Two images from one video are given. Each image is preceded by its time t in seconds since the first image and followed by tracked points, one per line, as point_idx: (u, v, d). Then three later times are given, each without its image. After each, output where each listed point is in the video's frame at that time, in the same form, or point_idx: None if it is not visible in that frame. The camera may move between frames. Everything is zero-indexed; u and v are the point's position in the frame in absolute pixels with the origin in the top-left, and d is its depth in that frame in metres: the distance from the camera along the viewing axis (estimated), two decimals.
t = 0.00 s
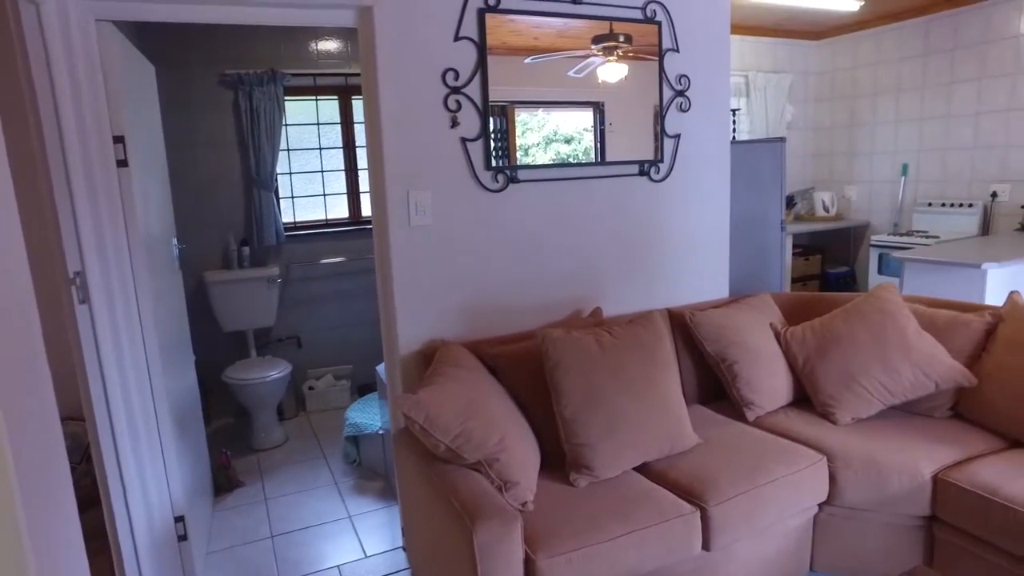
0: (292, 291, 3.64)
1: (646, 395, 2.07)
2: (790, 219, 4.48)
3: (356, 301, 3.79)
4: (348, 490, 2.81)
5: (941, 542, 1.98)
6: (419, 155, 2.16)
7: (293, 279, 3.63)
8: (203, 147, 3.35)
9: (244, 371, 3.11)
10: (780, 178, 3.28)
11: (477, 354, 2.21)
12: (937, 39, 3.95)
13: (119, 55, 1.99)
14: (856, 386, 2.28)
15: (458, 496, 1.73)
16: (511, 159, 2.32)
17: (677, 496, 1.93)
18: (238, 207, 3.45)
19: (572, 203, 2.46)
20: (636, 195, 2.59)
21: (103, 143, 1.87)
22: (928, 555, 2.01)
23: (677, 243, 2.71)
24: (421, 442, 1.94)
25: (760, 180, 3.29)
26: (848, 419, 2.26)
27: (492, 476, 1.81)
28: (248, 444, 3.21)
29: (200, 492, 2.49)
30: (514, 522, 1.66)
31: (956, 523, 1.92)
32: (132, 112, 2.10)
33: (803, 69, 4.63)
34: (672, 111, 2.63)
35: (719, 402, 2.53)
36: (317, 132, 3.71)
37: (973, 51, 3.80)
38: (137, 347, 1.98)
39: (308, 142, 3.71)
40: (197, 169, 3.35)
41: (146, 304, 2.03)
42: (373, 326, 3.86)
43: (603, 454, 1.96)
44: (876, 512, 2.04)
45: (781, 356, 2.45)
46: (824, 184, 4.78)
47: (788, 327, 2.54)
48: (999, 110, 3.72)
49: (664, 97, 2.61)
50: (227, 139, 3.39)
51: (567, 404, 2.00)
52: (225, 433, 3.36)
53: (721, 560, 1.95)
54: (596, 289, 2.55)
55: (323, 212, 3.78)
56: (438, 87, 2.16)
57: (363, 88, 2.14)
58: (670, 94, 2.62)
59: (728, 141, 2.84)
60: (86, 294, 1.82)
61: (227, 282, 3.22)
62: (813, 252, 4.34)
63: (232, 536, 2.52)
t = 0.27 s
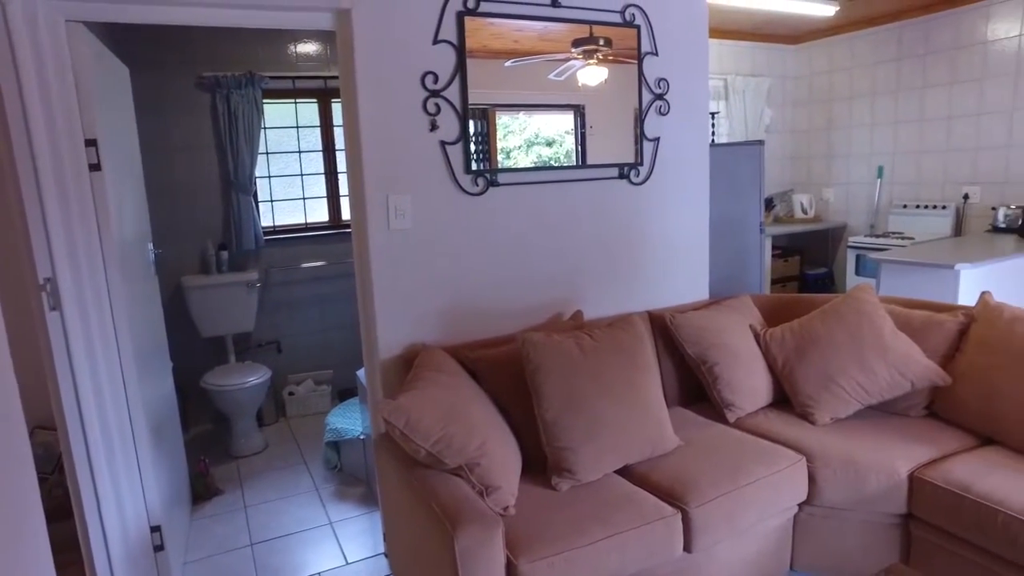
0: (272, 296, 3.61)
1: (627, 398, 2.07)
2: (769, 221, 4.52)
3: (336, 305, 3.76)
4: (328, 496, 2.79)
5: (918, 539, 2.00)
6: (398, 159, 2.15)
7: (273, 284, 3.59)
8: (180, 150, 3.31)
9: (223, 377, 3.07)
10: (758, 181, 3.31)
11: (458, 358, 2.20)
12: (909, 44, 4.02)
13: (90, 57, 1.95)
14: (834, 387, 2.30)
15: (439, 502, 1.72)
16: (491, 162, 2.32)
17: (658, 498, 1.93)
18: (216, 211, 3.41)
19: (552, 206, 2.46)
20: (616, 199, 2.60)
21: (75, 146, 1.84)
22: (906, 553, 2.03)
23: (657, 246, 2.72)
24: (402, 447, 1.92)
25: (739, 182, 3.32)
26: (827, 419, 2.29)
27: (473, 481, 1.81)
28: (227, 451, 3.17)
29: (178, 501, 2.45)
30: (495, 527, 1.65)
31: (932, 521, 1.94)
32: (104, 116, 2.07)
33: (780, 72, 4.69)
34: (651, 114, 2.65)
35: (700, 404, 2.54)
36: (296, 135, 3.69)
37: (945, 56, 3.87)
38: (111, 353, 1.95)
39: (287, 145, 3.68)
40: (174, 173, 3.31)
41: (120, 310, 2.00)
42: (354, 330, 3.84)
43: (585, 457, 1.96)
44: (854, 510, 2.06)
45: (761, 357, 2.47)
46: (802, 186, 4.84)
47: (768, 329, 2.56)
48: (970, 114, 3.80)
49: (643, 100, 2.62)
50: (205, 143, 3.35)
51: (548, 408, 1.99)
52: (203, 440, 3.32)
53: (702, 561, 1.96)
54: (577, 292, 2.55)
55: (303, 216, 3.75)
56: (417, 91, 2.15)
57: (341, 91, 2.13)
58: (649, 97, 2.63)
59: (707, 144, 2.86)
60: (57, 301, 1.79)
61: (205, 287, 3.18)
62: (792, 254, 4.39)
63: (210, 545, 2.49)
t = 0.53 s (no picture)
0: (250, 300, 3.57)
1: (607, 401, 2.07)
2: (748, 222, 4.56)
3: (317, 309, 3.73)
4: (309, 503, 2.76)
5: (894, 537, 2.02)
6: (376, 162, 2.13)
7: (252, 288, 3.55)
8: (156, 153, 3.26)
9: (201, 383, 3.03)
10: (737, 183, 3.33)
11: (438, 362, 2.19)
12: (884, 49, 4.08)
13: (60, 59, 1.92)
14: (812, 387, 2.32)
15: (419, 508, 1.71)
16: (471, 165, 2.31)
17: (640, 500, 1.94)
18: (193, 215, 3.37)
19: (533, 209, 2.46)
20: (596, 201, 2.61)
21: (43, 150, 1.81)
22: (884, 551, 2.05)
23: (637, 248, 2.73)
24: (381, 454, 1.91)
25: (718, 185, 3.34)
26: (805, 419, 2.30)
27: (454, 486, 1.79)
28: (205, 458, 3.13)
29: (154, 510, 2.41)
30: (476, 532, 1.64)
31: (908, 519, 1.97)
32: (75, 119, 2.03)
33: (758, 75, 4.73)
34: (630, 117, 2.66)
35: (681, 406, 2.55)
36: (275, 138, 3.65)
37: (917, 60, 3.93)
38: (82, 359, 1.91)
39: (266, 148, 3.64)
40: (149, 176, 3.26)
41: (92, 316, 1.96)
42: (334, 334, 3.81)
43: (566, 460, 1.96)
44: (832, 509, 2.08)
45: (740, 358, 2.49)
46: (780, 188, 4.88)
47: (747, 330, 2.58)
48: (942, 117, 3.86)
49: (622, 103, 2.63)
50: (181, 146, 3.30)
51: (528, 412, 1.99)
52: (180, 447, 3.27)
53: (683, 563, 1.96)
54: (557, 295, 2.55)
55: (282, 219, 3.72)
56: (395, 93, 2.14)
57: (318, 94, 2.11)
58: (628, 100, 2.64)
59: (686, 147, 2.88)
60: (25, 307, 1.73)
61: (182, 292, 3.14)
62: (771, 255, 4.43)
63: (188, 554, 2.45)
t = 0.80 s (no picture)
0: (230, 304, 3.53)
1: (588, 404, 2.07)
2: (729, 224, 4.59)
3: (297, 313, 3.70)
4: (289, 509, 2.73)
5: (873, 536, 2.04)
6: (355, 165, 2.11)
7: (231, 292, 3.52)
8: (132, 156, 3.22)
9: (179, 389, 2.99)
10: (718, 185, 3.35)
11: (418, 366, 2.17)
12: (860, 52, 4.13)
13: (30, 61, 1.88)
14: (792, 387, 2.34)
15: (399, 514, 1.69)
16: (451, 168, 2.30)
17: (621, 503, 1.94)
18: (170, 218, 3.33)
19: (513, 212, 2.45)
20: (577, 204, 2.61)
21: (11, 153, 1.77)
22: (863, 550, 2.07)
23: (619, 250, 2.74)
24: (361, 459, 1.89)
25: (698, 187, 3.36)
26: (785, 420, 2.32)
27: (435, 491, 1.78)
28: (184, 465, 3.08)
29: (130, 519, 2.37)
30: (457, 537, 1.63)
31: (887, 517, 1.98)
32: (45, 122, 1.99)
33: (738, 78, 4.77)
34: (611, 120, 2.66)
35: (663, 408, 2.56)
36: (254, 141, 3.62)
37: (893, 64, 3.99)
38: (54, 366, 1.87)
39: (244, 151, 3.60)
40: (125, 179, 3.21)
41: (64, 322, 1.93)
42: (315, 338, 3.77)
43: (548, 464, 1.95)
44: (812, 509, 2.09)
45: (721, 359, 2.50)
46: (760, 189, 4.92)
47: (728, 331, 2.59)
48: (917, 120, 3.92)
49: (602, 106, 2.63)
50: (157, 148, 3.26)
51: (509, 415, 1.98)
52: (159, 454, 3.22)
53: (665, 565, 1.96)
54: (538, 298, 2.55)
55: (261, 223, 3.68)
56: (374, 96, 2.13)
57: (296, 96, 2.09)
58: (608, 102, 2.65)
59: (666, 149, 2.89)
60: None
61: (159, 296, 3.10)
62: (752, 256, 4.47)
63: (165, 563, 2.41)
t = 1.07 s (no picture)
0: (206, 309, 3.48)
1: (568, 407, 2.07)
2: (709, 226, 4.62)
3: (276, 317, 3.67)
4: (268, 517, 2.70)
5: (850, 535, 2.06)
6: (331, 168, 2.10)
7: (208, 297, 3.47)
8: (105, 159, 3.16)
9: (155, 396, 2.95)
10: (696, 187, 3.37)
11: (396, 371, 2.16)
12: (836, 56, 4.18)
13: None
14: (770, 389, 2.36)
15: (377, 521, 1.67)
16: (430, 172, 2.29)
17: (601, 507, 1.93)
18: (144, 223, 3.28)
19: (492, 215, 2.45)
20: (556, 207, 2.61)
21: None
22: (840, 549, 2.09)
23: (598, 253, 2.74)
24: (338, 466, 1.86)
25: (677, 190, 3.38)
26: (764, 421, 2.34)
27: (413, 497, 1.77)
28: (160, 473, 3.04)
29: (102, 529, 2.33)
30: (436, 544, 1.62)
31: (863, 517, 2.00)
32: (12, 124, 1.94)
33: (716, 81, 4.80)
34: (589, 123, 2.66)
35: (643, 410, 2.56)
36: (230, 144, 3.58)
37: (868, 68, 4.04)
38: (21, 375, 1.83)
39: (221, 154, 3.56)
40: (98, 183, 3.16)
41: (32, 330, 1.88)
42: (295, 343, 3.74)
43: (527, 468, 1.95)
44: (790, 510, 2.10)
45: (700, 361, 2.51)
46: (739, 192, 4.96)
47: (707, 333, 2.61)
48: (892, 123, 3.98)
49: (581, 109, 2.63)
50: (131, 152, 3.21)
51: (488, 420, 1.98)
52: (134, 463, 3.17)
53: (645, 568, 1.96)
54: (518, 301, 2.55)
55: (239, 227, 3.64)
56: (350, 99, 2.11)
57: (272, 99, 2.07)
58: (587, 106, 2.65)
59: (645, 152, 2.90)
60: None
61: (134, 302, 3.05)
62: (731, 258, 4.50)
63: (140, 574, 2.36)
